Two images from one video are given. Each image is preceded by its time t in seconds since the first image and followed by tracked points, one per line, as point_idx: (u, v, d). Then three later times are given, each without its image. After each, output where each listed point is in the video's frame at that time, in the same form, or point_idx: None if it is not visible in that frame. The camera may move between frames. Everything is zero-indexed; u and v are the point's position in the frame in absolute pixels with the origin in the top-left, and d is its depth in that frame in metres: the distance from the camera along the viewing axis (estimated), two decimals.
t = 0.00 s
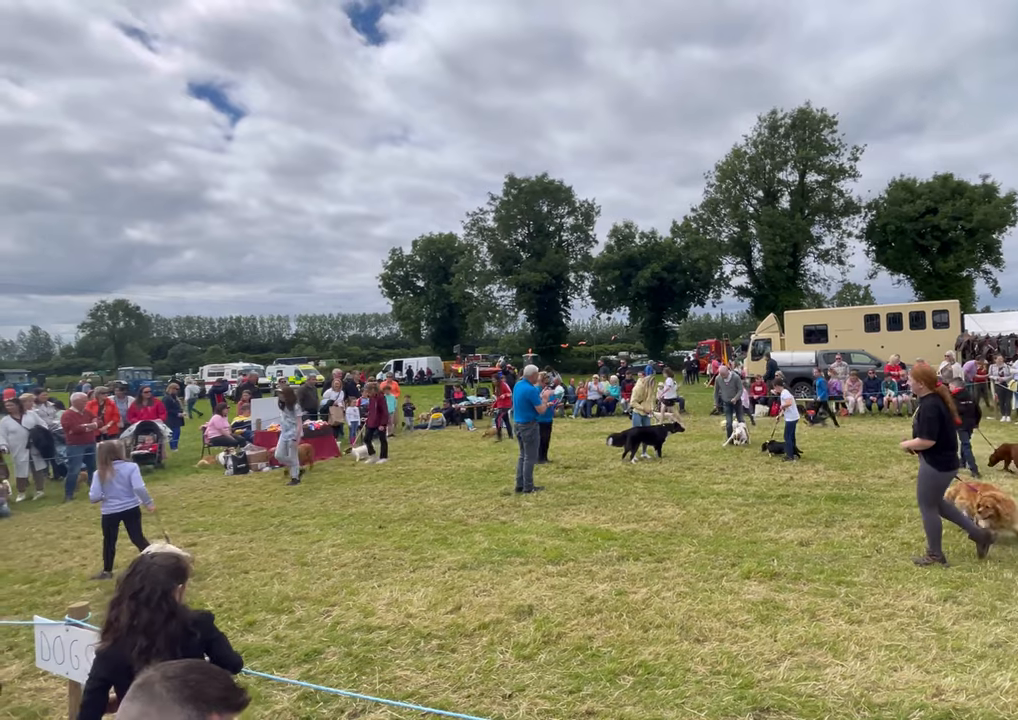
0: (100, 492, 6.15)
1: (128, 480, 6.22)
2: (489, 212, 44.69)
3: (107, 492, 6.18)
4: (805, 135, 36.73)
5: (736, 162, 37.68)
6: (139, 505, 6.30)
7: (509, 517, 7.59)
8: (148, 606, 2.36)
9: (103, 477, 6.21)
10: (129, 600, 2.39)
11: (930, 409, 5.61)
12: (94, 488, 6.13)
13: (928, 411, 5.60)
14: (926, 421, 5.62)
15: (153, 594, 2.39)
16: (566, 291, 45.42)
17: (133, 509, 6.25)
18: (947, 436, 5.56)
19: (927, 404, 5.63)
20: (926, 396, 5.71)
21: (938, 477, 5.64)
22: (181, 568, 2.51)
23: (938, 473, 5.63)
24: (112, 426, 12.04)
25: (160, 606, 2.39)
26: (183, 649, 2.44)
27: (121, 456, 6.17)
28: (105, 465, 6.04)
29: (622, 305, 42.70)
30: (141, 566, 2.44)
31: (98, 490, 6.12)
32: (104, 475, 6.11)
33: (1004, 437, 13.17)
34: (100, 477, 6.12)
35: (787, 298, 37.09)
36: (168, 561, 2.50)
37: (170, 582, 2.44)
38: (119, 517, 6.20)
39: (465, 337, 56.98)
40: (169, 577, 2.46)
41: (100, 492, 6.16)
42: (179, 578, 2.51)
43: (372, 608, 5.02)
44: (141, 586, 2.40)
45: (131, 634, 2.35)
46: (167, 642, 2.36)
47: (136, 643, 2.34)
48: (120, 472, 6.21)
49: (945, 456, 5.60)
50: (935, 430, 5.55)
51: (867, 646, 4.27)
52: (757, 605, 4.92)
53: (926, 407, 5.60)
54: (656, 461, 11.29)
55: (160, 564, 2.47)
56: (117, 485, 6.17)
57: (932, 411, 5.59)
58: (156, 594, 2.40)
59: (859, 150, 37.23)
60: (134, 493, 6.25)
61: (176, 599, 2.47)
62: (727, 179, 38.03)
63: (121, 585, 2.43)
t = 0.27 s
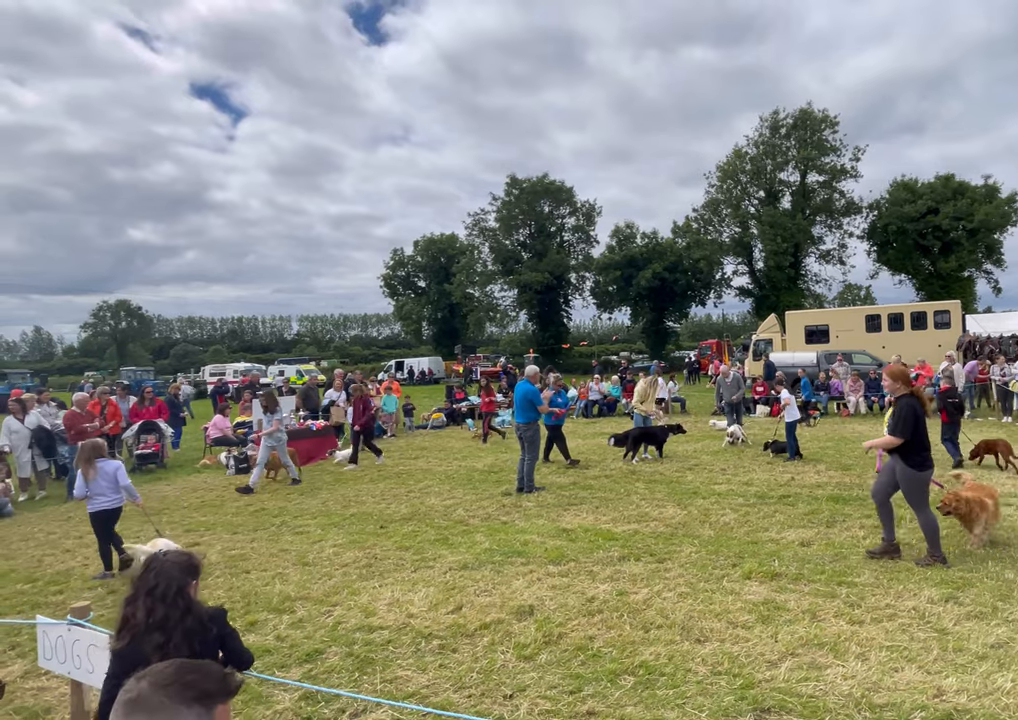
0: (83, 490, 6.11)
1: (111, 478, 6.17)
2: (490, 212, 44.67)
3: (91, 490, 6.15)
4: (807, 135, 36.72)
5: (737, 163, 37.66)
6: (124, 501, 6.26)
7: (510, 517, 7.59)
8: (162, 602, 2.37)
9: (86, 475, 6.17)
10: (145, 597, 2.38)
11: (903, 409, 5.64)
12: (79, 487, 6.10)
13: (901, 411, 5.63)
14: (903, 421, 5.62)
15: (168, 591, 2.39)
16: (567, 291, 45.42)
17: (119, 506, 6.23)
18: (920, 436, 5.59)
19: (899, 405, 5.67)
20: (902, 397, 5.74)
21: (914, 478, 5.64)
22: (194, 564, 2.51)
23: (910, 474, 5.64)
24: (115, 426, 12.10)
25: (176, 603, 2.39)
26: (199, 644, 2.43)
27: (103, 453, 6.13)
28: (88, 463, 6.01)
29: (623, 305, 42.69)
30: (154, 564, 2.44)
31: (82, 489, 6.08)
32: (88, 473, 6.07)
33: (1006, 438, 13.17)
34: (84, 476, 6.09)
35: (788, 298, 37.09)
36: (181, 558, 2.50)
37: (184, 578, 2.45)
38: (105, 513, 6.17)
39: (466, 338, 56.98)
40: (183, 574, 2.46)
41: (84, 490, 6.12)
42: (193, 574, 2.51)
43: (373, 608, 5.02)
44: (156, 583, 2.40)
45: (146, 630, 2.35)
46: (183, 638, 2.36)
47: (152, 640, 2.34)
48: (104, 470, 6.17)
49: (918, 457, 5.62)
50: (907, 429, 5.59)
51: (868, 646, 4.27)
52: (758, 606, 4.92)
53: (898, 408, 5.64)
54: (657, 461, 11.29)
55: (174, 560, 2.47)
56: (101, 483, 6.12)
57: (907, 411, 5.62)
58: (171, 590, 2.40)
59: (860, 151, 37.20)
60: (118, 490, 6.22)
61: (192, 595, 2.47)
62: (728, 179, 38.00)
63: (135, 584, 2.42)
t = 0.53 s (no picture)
0: (73, 490, 6.12)
1: (101, 479, 6.24)
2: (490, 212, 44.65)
3: (79, 491, 6.17)
4: (807, 135, 36.71)
5: (737, 163, 37.64)
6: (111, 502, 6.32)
7: (510, 517, 7.60)
8: (183, 595, 2.41)
9: (73, 476, 6.17)
10: (168, 588, 2.43)
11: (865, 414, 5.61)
12: (68, 487, 6.11)
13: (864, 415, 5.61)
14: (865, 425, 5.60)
15: (190, 583, 2.43)
16: (568, 291, 45.44)
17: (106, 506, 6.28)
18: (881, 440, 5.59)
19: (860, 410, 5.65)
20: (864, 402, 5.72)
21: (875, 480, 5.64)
22: (215, 557, 2.53)
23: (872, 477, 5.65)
24: (115, 427, 12.14)
25: (197, 595, 2.42)
26: (219, 635, 2.46)
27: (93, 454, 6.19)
28: (80, 464, 6.06)
29: (623, 305, 42.70)
30: (176, 557, 2.48)
31: (72, 490, 6.10)
32: (78, 473, 6.10)
33: (1006, 439, 13.16)
34: (74, 476, 6.11)
35: (788, 299, 37.09)
36: (202, 552, 2.52)
37: (205, 571, 2.48)
38: (94, 513, 6.21)
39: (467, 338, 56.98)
40: (204, 567, 2.49)
41: (73, 490, 6.13)
42: (214, 568, 2.53)
43: (374, 607, 5.02)
44: (178, 575, 2.44)
45: (170, 621, 2.40)
46: (203, 630, 2.40)
47: (174, 630, 2.38)
48: (93, 471, 6.23)
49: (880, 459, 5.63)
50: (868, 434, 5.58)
51: (868, 646, 4.27)
52: (759, 606, 4.92)
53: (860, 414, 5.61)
54: (657, 461, 11.29)
55: (195, 554, 2.50)
56: (92, 483, 6.18)
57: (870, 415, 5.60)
58: (192, 583, 2.44)
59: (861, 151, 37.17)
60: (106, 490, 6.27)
61: (212, 589, 2.50)
62: (729, 179, 38.00)
63: (159, 576, 2.48)
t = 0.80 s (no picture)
0: (58, 487, 6.20)
1: (87, 476, 6.39)
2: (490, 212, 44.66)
3: (64, 487, 6.24)
4: (807, 135, 36.72)
5: (737, 163, 37.62)
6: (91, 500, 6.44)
7: (511, 517, 7.60)
8: (191, 590, 2.40)
9: (58, 473, 6.22)
10: (177, 581, 2.43)
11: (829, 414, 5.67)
12: (52, 483, 6.16)
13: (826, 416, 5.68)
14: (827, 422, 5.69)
15: (199, 578, 2.42)
16: (568, 291, 45.46)
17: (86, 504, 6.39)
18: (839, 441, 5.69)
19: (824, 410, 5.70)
20: (825, 399, 5.79)
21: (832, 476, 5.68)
22: (226, 554, 2.53)
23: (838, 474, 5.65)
24: (115, 426, 12.18)
25: (205, 591, 2.42)
26: (223, 633, 2.45)
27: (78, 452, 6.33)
28: (70, 460, 6.19)
29: (624, 305, 42.69)
30: (188, 551, 2.47)
31: (58, 486, 6.17)
32: (66, 470, 6.21)
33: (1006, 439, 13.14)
34: (60, 472, 6.19)
35: (788, 299, 37.08)
36: (214, 547, 2.52)
37: (215, 567, 2.47)
38: (76, 510, 6.28)
39: (467, 338, 56.99)
40: (214, 563, 2.48)
41: (58, 487, 6.20)
42: (224, 564, 2.53)
43: (375, 607, 5.02)
44: (189, 569, 2.43)
45: (177, 614, 2.39)
46: (208, 626, 2.39)
47: (179, 624, 2.37)
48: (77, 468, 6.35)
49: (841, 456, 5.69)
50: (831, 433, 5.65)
51: (868, 646, 4.27)
52: (759, 605, 4.92)
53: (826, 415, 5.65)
54: (657, 461, 11.29)
55: (206, 549, 2.50)
56: (77, 480, 6.30)
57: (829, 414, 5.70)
58: (201, 578, 2.43)
59: (861, 151, 37.16)
60: (88, 488, 6.41)
61: (221, 584, 2.49)
62: (729, 179, 37.98)
63: (170, 567, 2.47)
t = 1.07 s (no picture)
0: (32, 492, 6.28)
1: (61, 479, 6.49)
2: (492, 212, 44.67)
3: (39, 492, 6.32)
4: (808, 135, 36.69)
5: (739, 162, 37.58)
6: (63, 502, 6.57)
7: (512, 517, 7.60)
8: (196, 590, 2.41)
9: (31, 478, 6.27)
10: (181, 581, 2.43)
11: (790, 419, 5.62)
12: (27, 488, 6.22)
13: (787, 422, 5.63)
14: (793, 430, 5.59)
15: (204, 578, 2.42)
16: (569, 291, 45.47)
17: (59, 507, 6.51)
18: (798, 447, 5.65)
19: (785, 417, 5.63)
20: (785, 405, 5.67)
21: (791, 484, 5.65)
22: (231, 554, 2.52)
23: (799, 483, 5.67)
24: (117, 426, 12.25)
25: (210, 590, 2.42)
26: (224, 633, 2.45)
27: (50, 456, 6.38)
28: (44, 466, 6.25)
29: (625, 305, 42.66)
30: (193, 550, 2.48)
31: (33, 491, 6.25)
32: (40, 476, 6.27)
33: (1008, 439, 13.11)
34: (34, 478, 6.24)
35: (790, 298, 37.03)
36: (219, 547, 2.52)
37: (219, 567, 2.47)
38: (50, 514, 6.42)
39: (468, 337, 56.99)
40: (219, 562, 2.48)
41: (33, 492, 6.27)
42: (229, 564, 2.52)
43: (376, 606, 5.02)
44: (193, 569, 2.43)
45: (179, 614, 2.40)
46: (210, 626, 2.40)
47: (182, 624, 2.38)
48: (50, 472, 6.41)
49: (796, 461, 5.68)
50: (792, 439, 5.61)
51: (869, 646, 4.27)
52: (760, 605, 4.92)
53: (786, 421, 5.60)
54: (658, 461, 11.29)
55: (211, 549, 2.49)
56: (53, 484, 6.39)
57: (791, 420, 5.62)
58: (206, 577, 2.43)
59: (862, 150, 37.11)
60: (60, 491, 6.52)
61: (225, 584, 2.49)
62: (730, 179, 37.94)
63: (175, 566, 2.47)
